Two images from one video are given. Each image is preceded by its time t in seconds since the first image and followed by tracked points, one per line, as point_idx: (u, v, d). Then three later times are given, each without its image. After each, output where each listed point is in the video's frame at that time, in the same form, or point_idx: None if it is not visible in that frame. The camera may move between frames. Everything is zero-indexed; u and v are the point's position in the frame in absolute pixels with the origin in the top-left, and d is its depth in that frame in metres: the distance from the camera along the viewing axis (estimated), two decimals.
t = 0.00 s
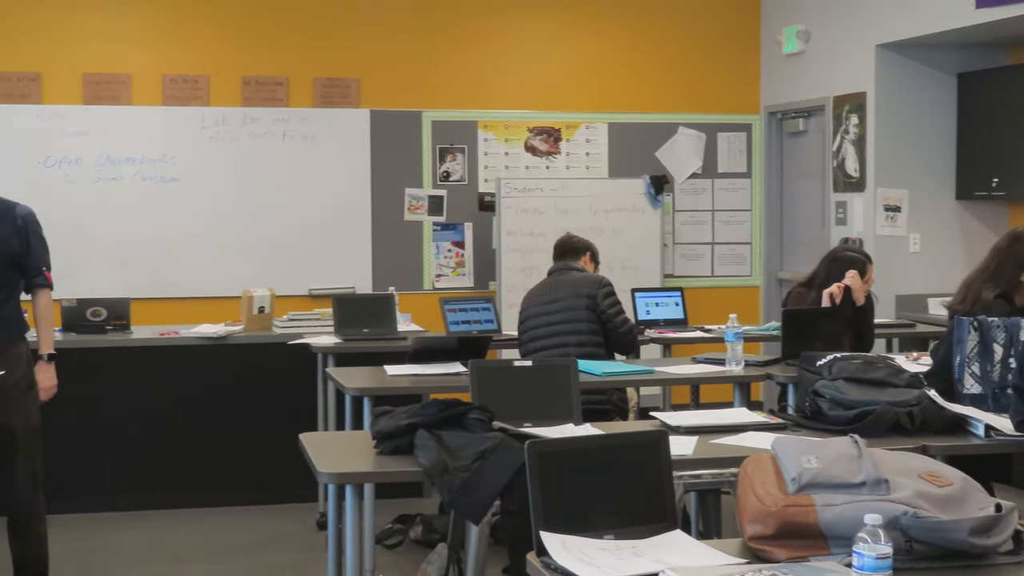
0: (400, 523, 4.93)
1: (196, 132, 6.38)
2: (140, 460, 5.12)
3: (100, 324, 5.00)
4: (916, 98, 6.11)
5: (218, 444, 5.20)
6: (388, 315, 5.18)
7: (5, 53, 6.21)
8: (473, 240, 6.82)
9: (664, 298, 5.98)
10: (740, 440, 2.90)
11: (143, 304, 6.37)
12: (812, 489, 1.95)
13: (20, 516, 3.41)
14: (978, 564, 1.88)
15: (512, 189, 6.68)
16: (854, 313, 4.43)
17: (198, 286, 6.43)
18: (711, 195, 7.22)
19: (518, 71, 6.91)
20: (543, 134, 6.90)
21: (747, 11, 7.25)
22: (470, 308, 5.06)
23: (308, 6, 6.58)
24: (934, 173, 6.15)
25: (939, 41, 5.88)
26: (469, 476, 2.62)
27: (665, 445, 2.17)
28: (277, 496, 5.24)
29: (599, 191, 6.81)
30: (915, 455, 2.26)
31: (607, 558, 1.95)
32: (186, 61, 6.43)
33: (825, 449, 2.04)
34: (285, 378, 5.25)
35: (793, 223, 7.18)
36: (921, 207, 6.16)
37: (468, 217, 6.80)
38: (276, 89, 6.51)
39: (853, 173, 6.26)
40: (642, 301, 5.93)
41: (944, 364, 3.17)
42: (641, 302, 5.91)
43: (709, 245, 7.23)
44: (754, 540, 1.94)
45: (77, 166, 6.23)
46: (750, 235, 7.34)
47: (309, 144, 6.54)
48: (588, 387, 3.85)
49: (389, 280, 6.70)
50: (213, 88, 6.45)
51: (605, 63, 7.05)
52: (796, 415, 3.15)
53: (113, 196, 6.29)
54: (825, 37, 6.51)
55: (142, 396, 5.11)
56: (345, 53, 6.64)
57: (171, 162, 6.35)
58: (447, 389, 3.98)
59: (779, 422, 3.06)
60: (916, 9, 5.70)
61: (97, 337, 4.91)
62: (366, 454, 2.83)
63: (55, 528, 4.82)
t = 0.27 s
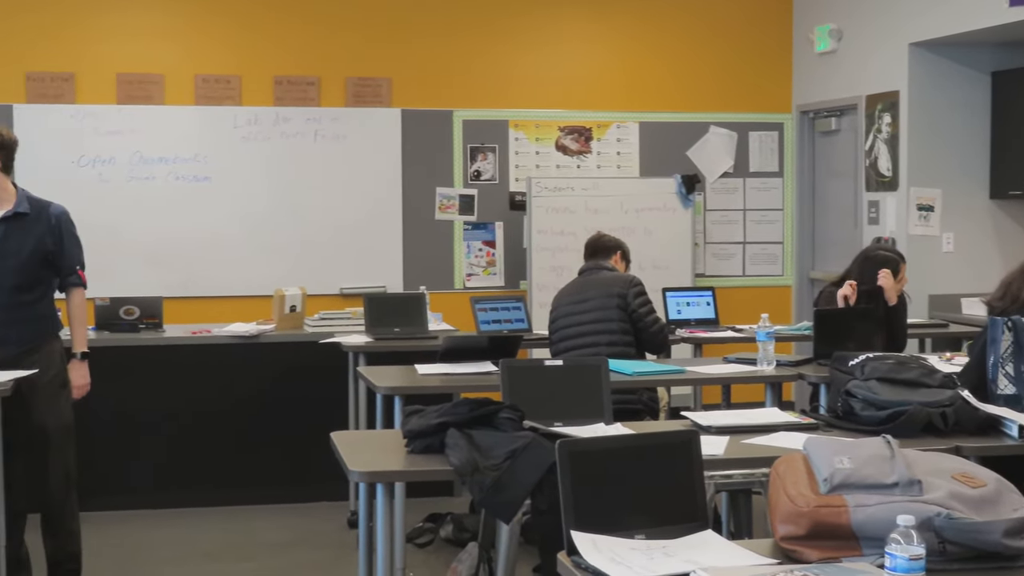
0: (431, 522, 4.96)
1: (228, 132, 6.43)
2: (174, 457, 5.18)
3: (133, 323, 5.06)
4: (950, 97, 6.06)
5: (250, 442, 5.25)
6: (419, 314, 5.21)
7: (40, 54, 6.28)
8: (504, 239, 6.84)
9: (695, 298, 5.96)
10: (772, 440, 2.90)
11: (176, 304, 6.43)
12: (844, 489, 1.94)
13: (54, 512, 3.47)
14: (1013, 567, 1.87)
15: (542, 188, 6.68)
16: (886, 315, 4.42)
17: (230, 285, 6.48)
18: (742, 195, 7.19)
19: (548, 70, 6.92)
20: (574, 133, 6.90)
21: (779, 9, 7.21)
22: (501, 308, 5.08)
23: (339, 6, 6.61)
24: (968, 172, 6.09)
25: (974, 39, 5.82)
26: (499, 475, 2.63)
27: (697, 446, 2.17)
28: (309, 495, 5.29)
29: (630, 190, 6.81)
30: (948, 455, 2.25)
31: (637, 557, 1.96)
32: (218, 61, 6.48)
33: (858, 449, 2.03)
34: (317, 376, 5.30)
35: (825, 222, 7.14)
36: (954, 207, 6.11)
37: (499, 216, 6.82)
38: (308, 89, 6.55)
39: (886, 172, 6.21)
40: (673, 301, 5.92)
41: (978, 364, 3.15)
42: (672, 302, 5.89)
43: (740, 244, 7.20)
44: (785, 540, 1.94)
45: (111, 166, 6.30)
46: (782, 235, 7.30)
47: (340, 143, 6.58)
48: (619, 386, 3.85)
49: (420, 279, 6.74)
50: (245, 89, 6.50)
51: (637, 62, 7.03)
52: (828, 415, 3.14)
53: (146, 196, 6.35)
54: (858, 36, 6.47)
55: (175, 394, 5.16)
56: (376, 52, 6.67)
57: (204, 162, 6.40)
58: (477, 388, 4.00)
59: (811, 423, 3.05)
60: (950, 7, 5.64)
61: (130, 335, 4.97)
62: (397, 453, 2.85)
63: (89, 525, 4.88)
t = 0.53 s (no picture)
0: (458, 521, 4.98)
1: (257, 131, 6.48)
2: (203, 454, 5.22)
3: (162, 321, 5.11)
4: (981, 96, 6.01)
5: (279, 441, 5.29)
6: (447, 313, 5.23)
7: (70, 54, 6.33)
8: (531, 238, 6.85)
9: (722, 297, 5.95)
10: (800, 440, 2.89)
11: (204, 303, 6.46)
12: (873, 490, 1.94)
13: (84, 509, 3.50)
14: None
15: (570, 187, 6.69)
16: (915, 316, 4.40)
17: (259, 284, 6.52)
18: (771, 194, 7.16)
19: (576, 69, 6.92)
20: (601, 133, 6.91)
21: (808, 8, 7.18)
22: (528, 307, 5.09)
23: (367, 5, 6.64)
24: (999, 172, 6.04)
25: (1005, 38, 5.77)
26: (527, 474, 2.64)
27: (725, 446, 2.17)
28: (337, 493, 5.32)
29: (658, 190, 6.80)
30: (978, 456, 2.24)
31: (665, 557, 1.96)
32: (247, 60, 6.51)
33: (887, 450, 2.02)
34: (344, 375, 5.33)
35: (854, 222, 7.10)
36: (984, 206, 6.06)
37: (526, 216, 6.83)
38: (336, 88, 6.57)
39: (915, 172, 6.17)
40: (701, 300, 5.90)
41: (1009, 364, 3.12)
42: (700, 302, 5.88)
43: (768, 243, 7.17)
44: (813, 540, 1.94)
45: (141, 165, 6.35)
46: (811, 234, 7.27)
47: (368, 142, 6.61)
48: (646, 386, 3.85)
49: (447, 279, 6.76)
50: (274, 88, 6.53)
51: (664, 61, 7.02)
52: (857, 415, 3.12)
53: (174, 195, 6.39)
54: (888, 34, 6.42)
55: (204, 392, 5.20)
56: (404, 52, 6.70)
57: (232, 161, 6.45)
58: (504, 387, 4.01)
59: (840, 423, 3.04)
60: (982, 5, 5.59)
61: (159, 334, 5.02)
62: (425, 452, 2.87)
63: (119, 523, 4.92)
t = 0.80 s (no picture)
0: (487, 519, 5.00)
1: (287, 130, 6.52)
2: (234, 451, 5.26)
3: (192, 319, 5.16)
4: (1013, 94, 5.95)
5: (308, 439, 5.33)
6: (475, 311, 5.25)
7: (103, 53, 6.39)
8: (560, 237, 6.85)
9: (752, 296, 5.93)
10: (831, 440, 2.88)
11: (235, 301, 6.51)
12: (904, 490, 1.93)
13: (115, 505, 3.55)
14: None
15: (599, 186, 6.69)
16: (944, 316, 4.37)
17: (289, 283, 6.57)
18: (800, 192, 7.12)
19: (606, 67, 6.91)
20: (631, 131, 6.90)
21: (839, 5, 7.14)
22: (557, 306, 5.10)
23: (397, 4, 6.66)
24: None
25: None
26: (556, 473, 2.65)
27: (755, 446, 2.18)
28: (366, 491, 5.36)
29: (688, 189, 6.79)
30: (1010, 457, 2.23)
31: (694, 556, 1.96)
32: (278, 59, 6.55)
33: (918, 450, 2.02)
34: (373, 373, 5.37)
35: (884, 220, 7.05)
36: (1016, 205, 6.00)
37: (555, 214, 6.84)
38: (366, 88, 6.60)
39: (947, 170, 6.11)
40: (730, 299, 5.88)
41: None
42: (729, 300, 5.85)
43: (798, 242, 7.13)
44: (844, 541, 1.92)
45: (172, 164, 6.40)
46: (841, 233, 7.22)
47: (397, 141, 6.64)
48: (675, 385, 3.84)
49: (476, 278, 6.77)
50: (304, 88, 6.56)
51: (694, 59, 7.00)
52: (887, 415, 3.11)
53: (205, 193, 6.44)
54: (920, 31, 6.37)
55: (234, 390, 5.25)
56: (433, 51, 6.72)
57: (262, 160, 6.49)
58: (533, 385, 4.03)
59: (870, 422, 3.03)
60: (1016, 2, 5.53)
61: (190, 331, 5.06)
62: (454, 450, 2.89)
63: (151, 520, 4.97)
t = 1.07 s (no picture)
0: (507, 518, 5.01)
1: (308, 129, 6.55)
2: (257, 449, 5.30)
3: (214, 318, 5.20)
4: None
5: (329, 437, 5.35)
6: (496, 310, 5.26)
7: (125, 53, 6.43)
8: (581, 236, 6.85)
9: (773, 296, 5.91)
10: (853, 439, 2.87)
11: (256, 299, 6.55)
12: (926, 490, 1.93)
13: (137, 503, 3.59)
14: None
15: (620, 185, 6.69)
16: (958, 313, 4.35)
17: (310, 282, 6.60)
18: (822, 191, 7.09)
19: (626, 66, 6.90)
20: (652, 130, 6.90)
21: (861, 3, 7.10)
22: (577, 304, 5.11)
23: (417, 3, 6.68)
24: None
25: None
26: (576, 472, 2.65)
27: (776, 445, 2.18)
28: (386, 489, 5.38)
29: (709, 187, 6.78)
30: None
31: (715, 556, 1.97)
32: (299, 59, 6.58)
33: (939, 449, 2.01)
34: (394, 371, 5.39)
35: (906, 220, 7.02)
36: None
37: (576, 213, 6.84)
38: (387, 86, 6.62)
39: (969, 169, 6.07)
40: (751, 298, 5.86)
41: None
42: (751, 299, 5.84)
43: (819, 241, 7.10)
44: (865, 540, 1.92)
45: (193, 163, 6.42)
46: (863, 232, 7.19)
47: (418, 140, 6.66)
48: (696, 384, 3.84)
49: (497, 276, 6.79)
50: (325, 87, 6.59)
51: (716, 58, 6.99)
52: (909, 415, 3.10)
53: (226, 191, 6.47)
54: (942, 29, 6.34)
55: (256, 388, 5.28)
56: (454, 50, 6.73)
57: (283, 159, 6.52)
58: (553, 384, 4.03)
59: (892, 422, 3.01)
60: None
61: (211, 330, 5.10)
62: (474, 448, 2.90)
63: (172, 518, 5.01)
